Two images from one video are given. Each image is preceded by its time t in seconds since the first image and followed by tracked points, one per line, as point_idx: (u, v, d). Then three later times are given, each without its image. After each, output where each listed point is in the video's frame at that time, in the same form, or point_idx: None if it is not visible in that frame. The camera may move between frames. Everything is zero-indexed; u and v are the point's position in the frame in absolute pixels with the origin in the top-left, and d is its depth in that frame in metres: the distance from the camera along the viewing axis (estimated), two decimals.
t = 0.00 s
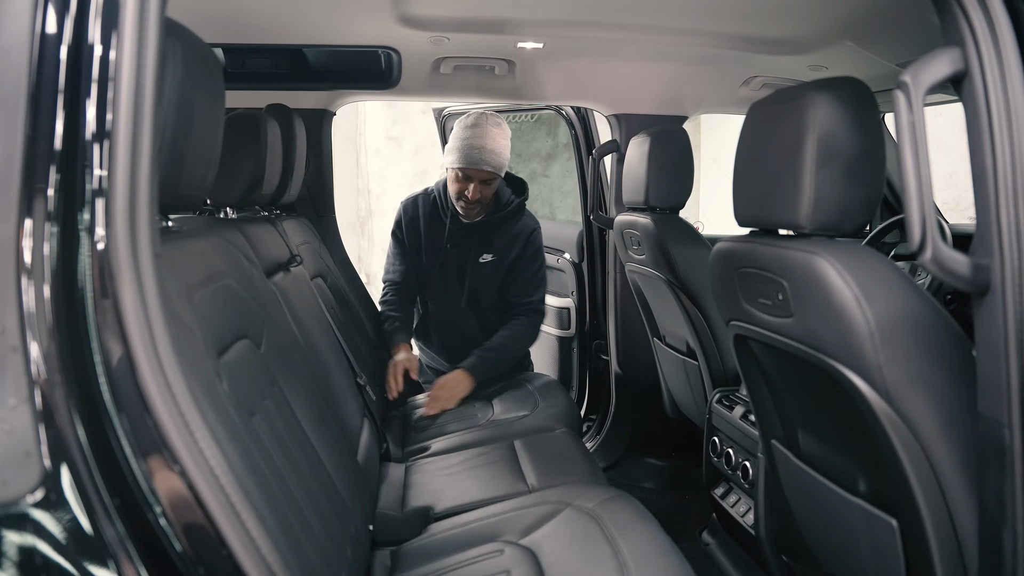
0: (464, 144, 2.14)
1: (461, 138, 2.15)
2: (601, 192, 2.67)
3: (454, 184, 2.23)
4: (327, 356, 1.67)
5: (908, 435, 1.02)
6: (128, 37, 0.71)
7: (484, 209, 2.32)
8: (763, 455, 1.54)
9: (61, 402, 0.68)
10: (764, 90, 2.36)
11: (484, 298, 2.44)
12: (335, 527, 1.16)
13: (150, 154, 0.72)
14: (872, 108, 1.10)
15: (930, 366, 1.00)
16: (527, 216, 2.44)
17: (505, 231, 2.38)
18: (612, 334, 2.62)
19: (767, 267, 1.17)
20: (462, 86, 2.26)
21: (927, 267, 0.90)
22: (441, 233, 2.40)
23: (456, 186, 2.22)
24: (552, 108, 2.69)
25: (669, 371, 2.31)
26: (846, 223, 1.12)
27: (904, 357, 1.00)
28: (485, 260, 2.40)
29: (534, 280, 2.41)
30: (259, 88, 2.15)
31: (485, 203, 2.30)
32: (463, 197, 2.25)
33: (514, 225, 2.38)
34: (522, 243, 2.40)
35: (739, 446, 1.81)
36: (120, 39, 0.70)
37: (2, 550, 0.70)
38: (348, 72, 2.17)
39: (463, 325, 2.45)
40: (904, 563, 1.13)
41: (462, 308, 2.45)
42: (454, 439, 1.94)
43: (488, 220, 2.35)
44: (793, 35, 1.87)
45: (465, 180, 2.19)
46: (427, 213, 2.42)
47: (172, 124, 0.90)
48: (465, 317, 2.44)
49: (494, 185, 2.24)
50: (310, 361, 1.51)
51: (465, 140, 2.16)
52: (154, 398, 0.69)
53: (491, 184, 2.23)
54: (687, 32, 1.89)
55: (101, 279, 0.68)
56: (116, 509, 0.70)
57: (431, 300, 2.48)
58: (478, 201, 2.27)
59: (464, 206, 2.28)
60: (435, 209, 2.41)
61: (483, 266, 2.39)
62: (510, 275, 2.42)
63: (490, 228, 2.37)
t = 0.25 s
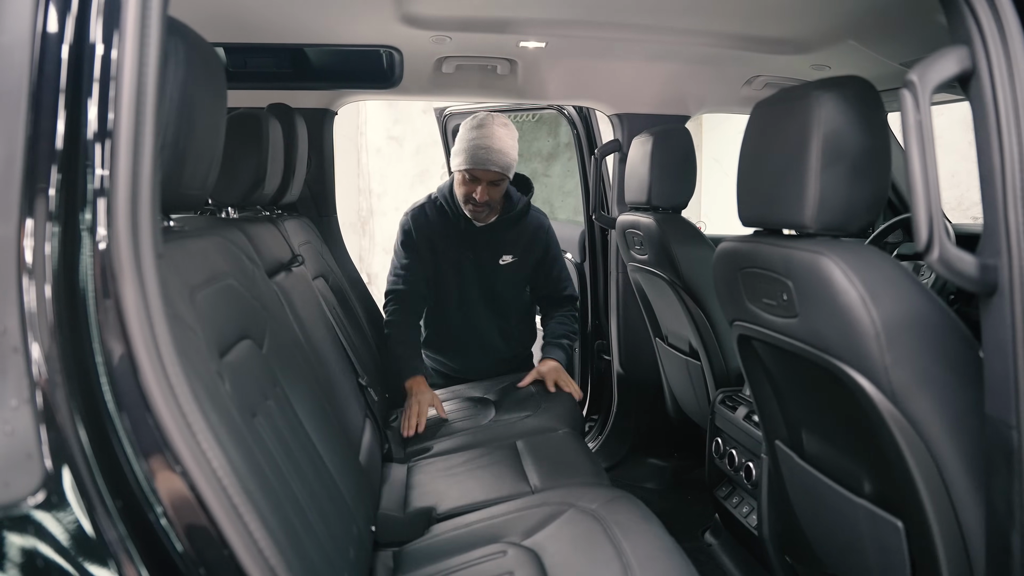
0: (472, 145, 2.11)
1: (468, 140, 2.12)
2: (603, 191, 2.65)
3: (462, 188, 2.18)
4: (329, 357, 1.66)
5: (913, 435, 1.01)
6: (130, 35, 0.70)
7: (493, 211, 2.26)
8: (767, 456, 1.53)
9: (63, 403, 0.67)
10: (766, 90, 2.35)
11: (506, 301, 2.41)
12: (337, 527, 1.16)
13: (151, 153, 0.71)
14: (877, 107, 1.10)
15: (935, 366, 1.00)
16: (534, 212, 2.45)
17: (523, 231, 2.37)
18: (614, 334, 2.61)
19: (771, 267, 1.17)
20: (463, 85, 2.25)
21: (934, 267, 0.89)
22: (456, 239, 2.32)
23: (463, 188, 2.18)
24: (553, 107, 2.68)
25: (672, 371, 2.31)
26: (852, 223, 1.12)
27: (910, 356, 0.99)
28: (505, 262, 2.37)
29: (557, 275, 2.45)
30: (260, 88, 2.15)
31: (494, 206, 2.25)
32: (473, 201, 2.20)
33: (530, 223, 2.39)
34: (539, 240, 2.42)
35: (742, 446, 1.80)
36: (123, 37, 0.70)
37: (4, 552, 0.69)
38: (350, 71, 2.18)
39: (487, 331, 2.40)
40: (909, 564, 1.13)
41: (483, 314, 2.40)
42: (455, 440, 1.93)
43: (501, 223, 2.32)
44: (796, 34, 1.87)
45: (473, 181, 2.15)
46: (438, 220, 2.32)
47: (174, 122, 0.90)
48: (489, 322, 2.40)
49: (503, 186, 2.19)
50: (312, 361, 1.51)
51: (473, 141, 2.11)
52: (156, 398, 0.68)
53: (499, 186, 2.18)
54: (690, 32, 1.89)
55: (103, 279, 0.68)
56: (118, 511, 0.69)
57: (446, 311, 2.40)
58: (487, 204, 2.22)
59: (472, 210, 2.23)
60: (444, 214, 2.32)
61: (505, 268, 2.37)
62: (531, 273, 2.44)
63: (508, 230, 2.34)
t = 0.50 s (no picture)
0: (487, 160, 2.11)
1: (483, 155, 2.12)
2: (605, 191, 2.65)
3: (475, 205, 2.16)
4: (330, 357, 1.66)
5: (917, 436, 1.01)
6: (131, 34, 0.70)
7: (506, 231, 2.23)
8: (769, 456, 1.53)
9: (63, 403, 0.67)
10: (768, 89, 2.34)
11: (518, 314, 2.38)
12: (339, 528, 1.16)
13: (152, 152, 0.71)
14: (880, 106, 1.09)
15: (940, 367, 0.99)
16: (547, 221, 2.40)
17: (535, 244, 2.33)
18: (615, 334, 2.61)
19: (774, 267, 1.16)
20: (465, 85, 2.25)
21: (938, 267, 0.89)
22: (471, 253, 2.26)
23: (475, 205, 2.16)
24: (555, 107, 2.68)
25: (673, 371, 2.30)
26: (855, 223, 1.11)
27: (914, 357, 0.99)
28: (517, 276, 2.33)
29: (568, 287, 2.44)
30: (261, 88, 2.14)
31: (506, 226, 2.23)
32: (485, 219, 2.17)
33: (542, 234, 2.35)
34: (551, 251, 2.38)
35: (744, 447, 1.80)
36: (123, 37, 0.70)
37: (4, 554, 0.68)
38: (350, 72, 2.18)
39: (497, 344, 2.37)
40: (912, 565, 1.12)
41: (494, 327, 2.36)
42: (455, 442, 1.92)
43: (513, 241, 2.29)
44: (798, 34, 1.86)
45: (488, 198, 2.13)
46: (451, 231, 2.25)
47: (175, 121, 0.89)
48: (499, 335, 2.37)
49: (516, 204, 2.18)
50: (313, 362, 1.50)
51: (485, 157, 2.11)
52: (157, 399, 0.68)
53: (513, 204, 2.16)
54: (692, 31, 1.88)
55: (104, 279, 0.68)
56: (119, 511, 0.69)
57: (456, 322, 2.34)
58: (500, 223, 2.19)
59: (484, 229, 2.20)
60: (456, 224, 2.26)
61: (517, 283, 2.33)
62: (542, 285, 2.42)
63: (521, 244, 2.30)
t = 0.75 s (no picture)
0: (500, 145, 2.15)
1: (495, 140, 2.16)
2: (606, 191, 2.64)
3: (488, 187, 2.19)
4: (332, 356, 1.66)
5: (921, 435, 1.00)
6: (132, 32, 0.70)
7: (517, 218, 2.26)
8: (771, 456, 1.52)
9: (64, 402, 0.67)
10: (770, 89, 2.34)
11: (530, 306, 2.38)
12: (340, 528, 1.15)
13: (153, 151, 0.71)
14: (883, 105, 1.09)
15: (944, 366, 0.99)
16: (553, 213, 2.44)
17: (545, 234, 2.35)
18: (617, 334, 2.60)
19: (777, 266, 1.16)
20: (466, 85, 2.24)
21: (941, 265, 0.89)
22: (481, 243, 2.27)
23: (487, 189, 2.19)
24: (557, 107, 2.68)
25: (675, 371, 2.30)
26: (857, 223, 1.11)
27: (917, 356, 0.99)
28: (529, 266, 2.36)
29: (576, 280, 2.45)
30: (262, 87, 2.14)
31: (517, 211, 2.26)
32: (499, 202, 2.19)
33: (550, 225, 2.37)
34: (559, 241, 2.40)
35: (745, 447, 1.80)
36: (124, 35, 0.69)
37: (5, 553, 0.68)
38: (351, 71, 2.18)
39: (510, 342, 2.35)
40: (915, 565, 1.12)
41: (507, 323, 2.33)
42: (454, 442, 1.91)
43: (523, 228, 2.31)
44: (800, 33, 1.86)
45: (500, 179, 2.17)
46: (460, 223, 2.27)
47: (176, 119, 0.89)
48: (514, 328, 2.35)
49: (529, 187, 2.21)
50: (315, 361, 1.50)
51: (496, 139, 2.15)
52: (158, 398, 0.68)
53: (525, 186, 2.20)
54: (694, 31, 1.88)
55: (105, 278, 0.67)
56: (120, 510, 0.68)
57: (469, 317, 2.32)
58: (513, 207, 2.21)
59: (499, 213, 2.22)
60: (466, 217, 2.27)
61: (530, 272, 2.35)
62: (552, 278, 2.43)
63: (529, 233, 2.33)
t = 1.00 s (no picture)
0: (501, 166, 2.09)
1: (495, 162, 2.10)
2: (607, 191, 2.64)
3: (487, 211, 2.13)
4: (332, 358, 1.65)
5: (921, 436, 1.00)
6: (132, 32, 0.70)
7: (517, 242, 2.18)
8: (772, 457, 1.52)
9: (64, 403, 0.67)
10: (770, 89, 2.34)
11: (530, 326, 2.35)
12: (341, 528, 1.15)
13: (153, 152, 0.71)
14: (883, 105, 1.09)
15: (944, 366, 0.99)
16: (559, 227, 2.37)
17: (549, 255, 2.30)
18: (618, 335, 2.60)
19: (777, 266, 1.16)
20: (467, 85, 2.24)
21: (941, 265, 0.89)
22: (483, 266, 2.21)
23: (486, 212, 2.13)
24: (557, 107, 2.67)
25: (675, 371, 2.30)
26: (858, 222, 1.11)
27: (918, 356, 0.98)
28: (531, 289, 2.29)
29: (580, 298, 2.44)
30: (262, 88, 2.14)
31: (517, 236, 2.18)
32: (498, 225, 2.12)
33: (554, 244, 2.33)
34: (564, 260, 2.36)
35: (746, 447, 1.80)
36: (125, 36, 0.70)
37: (6, 554, 0.68)
38: (352, 72, 2.18)
39: (506, 360, 2.35)
40: (916, 565, 1.12)
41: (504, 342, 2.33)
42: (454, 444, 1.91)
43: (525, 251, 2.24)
44: (801, 34, 1.86)
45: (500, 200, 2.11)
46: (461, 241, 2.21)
47: (177, 120, 0.89)
48: (512, 347, 2.35)
49: (529, 210, 2.15)
50: (315, 362, 1.50)
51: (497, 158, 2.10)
52: (158, 399, 0.68)
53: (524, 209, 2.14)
54: (694, 31, 1.88)
55: (106, 278, 0.68)
56: (121, 510, 0.68)
57: (468, 333, 2.30)
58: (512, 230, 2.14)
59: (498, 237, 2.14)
60: (466, 235, 2.22)
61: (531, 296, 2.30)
62: (554, 296, 2.38)
63: (534, 255, 2.27)
